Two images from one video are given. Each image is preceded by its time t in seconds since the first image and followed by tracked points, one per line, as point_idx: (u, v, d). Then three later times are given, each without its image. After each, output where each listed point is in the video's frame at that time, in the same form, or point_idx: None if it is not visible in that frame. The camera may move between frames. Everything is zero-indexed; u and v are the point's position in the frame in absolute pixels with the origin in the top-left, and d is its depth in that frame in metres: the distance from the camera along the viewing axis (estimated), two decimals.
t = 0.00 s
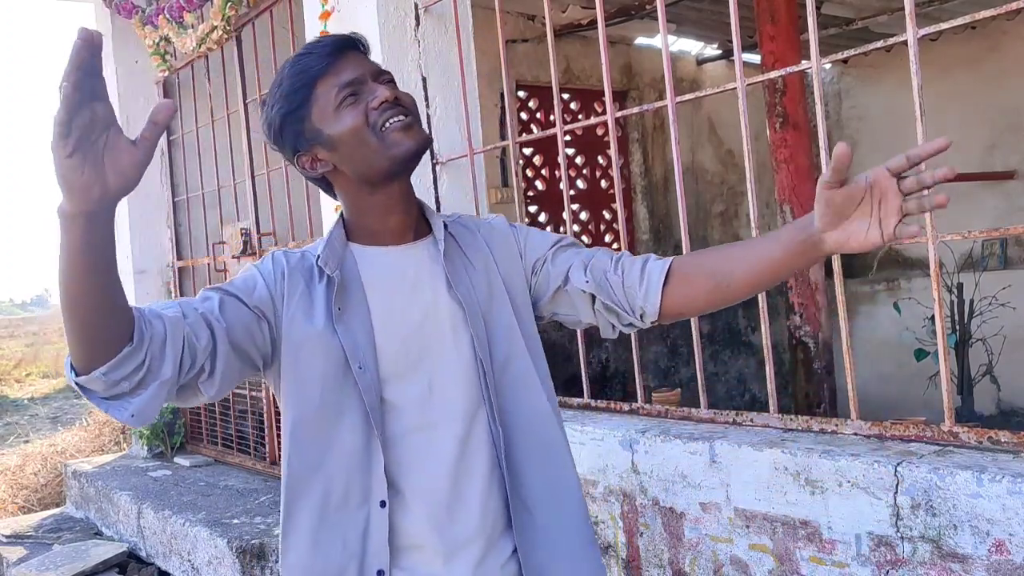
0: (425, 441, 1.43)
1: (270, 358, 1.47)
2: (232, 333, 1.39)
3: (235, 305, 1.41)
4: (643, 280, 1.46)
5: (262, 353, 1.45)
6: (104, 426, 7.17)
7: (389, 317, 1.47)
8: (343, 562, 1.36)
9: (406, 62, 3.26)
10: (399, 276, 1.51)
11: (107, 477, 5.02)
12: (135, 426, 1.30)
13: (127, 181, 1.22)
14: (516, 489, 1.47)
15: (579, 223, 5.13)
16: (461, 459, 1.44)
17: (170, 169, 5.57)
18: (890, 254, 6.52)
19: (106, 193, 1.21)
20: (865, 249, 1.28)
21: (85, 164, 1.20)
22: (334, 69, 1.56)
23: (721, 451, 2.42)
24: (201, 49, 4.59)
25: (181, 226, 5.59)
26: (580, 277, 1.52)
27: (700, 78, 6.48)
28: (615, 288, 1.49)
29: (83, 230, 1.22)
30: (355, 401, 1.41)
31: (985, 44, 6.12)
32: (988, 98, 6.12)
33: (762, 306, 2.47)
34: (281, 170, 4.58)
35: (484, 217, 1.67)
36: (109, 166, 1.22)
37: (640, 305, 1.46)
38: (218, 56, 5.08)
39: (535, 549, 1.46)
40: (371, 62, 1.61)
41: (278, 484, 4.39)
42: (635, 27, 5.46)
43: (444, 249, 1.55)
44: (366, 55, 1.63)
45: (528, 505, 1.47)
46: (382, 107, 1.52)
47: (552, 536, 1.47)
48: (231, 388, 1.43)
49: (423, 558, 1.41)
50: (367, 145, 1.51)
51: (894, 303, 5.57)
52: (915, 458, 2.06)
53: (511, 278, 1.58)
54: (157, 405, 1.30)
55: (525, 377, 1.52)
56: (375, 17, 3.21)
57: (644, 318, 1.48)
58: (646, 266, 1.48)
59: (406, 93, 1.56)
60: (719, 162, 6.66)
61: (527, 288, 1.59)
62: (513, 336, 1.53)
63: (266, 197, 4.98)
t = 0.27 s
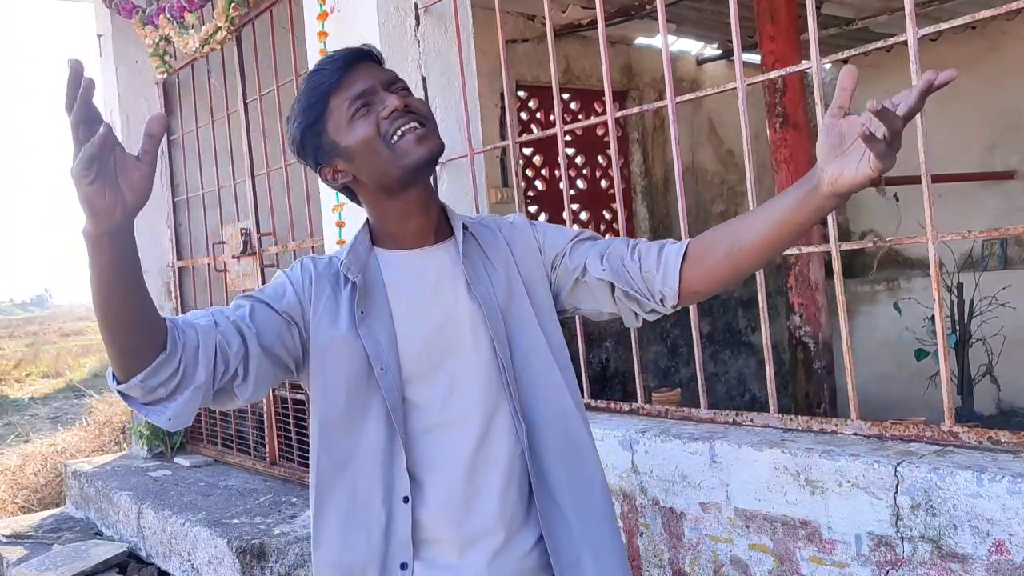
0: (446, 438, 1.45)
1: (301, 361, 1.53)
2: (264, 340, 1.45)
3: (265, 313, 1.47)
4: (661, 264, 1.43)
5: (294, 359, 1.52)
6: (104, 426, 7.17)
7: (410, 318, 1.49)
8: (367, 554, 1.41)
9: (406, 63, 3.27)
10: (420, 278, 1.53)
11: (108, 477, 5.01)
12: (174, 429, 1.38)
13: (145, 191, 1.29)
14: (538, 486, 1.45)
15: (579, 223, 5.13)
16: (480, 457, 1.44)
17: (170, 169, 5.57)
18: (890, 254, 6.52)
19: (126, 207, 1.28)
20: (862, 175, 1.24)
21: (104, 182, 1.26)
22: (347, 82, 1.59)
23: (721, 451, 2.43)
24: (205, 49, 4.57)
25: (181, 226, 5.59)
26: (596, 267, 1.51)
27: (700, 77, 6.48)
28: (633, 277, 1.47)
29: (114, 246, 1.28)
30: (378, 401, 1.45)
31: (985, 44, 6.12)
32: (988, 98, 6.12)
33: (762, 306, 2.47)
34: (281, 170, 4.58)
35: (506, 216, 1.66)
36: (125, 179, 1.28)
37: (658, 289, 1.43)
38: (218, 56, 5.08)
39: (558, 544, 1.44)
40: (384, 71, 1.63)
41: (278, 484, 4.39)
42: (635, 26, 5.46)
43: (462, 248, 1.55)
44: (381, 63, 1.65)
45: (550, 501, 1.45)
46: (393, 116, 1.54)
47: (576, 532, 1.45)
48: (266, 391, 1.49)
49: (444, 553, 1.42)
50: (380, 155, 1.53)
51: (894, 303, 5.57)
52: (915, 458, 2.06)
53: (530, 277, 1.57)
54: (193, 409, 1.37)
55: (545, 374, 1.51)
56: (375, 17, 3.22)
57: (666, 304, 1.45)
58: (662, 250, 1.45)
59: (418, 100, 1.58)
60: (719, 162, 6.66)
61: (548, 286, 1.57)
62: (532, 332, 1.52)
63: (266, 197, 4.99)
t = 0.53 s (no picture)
0: (453, 434, 1.45)
1: (315, 357, 1.55)
2: (276, 332, 1.47)
3: (279, 307, 1.50)
4: (665, 242, 1.43)
5: (306, 354, 1.53)
6: (104, 426, 7.17)
7: (419, 316, 1.50)
8: (372, 547, 1.41)
9: (406, 63, 3.27)
10: (429, 277, 1.54)
11: (108, 477, 5.02)
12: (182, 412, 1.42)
13: (144, 195, 1.33)
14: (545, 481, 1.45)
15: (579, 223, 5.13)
16: (487, 453, 1.44)
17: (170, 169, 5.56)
18: (890, 254, 6.52)
19: (124, 204, 1.32)
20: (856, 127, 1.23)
21: (107, 176, 1.32)
22: (355, 92, 1.59)
23: (721, 451, 2.42)
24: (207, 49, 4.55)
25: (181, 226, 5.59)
26: (602, 252, 1.50)
27: (700, 77, 6.48)
28: (640, 258, 1.46)
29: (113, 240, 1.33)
30: (388, 398, 1.46)
31: (985, 44, 6.12)
32: (988, 98, 6.12)
33: (762, 306, 2.47)
34: (281, 170, 4.58)
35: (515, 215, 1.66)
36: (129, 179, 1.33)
37: (667, 267, 1.43)
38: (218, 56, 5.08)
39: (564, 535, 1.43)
40: (394, 79, 1.63)
41: (278, 484, 4.39)
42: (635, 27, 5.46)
43: (469, 249, 1.55)
44: (390, 71, 1.65)
45: (555, 496, 1.44)
46: (399, 124, 1.54)
47: (582, 526, 1.44)
48: (277, 383, 1.51)
49: (452, 547, 1.43)
50: (386, 163, 1.53)
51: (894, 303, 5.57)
52: (915, 458, 2.06)
53: (538, 277, 1.55)
54: (200, 393, 1.40)
55: (552, 372, 1.50)
56: (375, 17, 3.22)
57: (678, 281, 1.44)
58: (664, 229, 1.45)
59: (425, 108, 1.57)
60: (719, 161, 6.66)
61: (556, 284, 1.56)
62: (538, 329, 1.51)
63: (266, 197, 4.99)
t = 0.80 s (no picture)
0: (456, 429, 1.45)
1: (320, 353, 1.55)
2: (282, 326, 1.47)
3: (287, 301, 1.50)
4: (659, 230, 1.45)
5: (311, 350, 1.53)
6: (104, 426, 7.18)
7: (422, 312, 1.50)
8: (375, 541, 1.41)
9: (406, 62, 3.27)
10: (432, 274, 1.54)
11: (107, 477, 5.01)
12: (187, 401, 1.41)
13: (157, 171, 1.31)
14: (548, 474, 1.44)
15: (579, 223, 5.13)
16: (490, 448, 1.44)
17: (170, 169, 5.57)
18: (890, 254, 6.51)
19: (137, 183, 1.31)
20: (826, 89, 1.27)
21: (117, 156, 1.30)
22: (362, 91, 1.59)
23: (721, 451, 2.42)
24: (199, 48, 4.57)
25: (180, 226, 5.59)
26: (597, 244, 1.51)
27: (700, 77, 6.48)
28: (637, 246, 1.48)
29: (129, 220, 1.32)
30: (392, 393, 1.46)
31: (985, 44, 6.12)
32: (988, 98, 6.12)
33: (762, 306, 2.46)
34: (281, 169, 4.58)
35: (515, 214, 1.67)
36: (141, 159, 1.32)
37: (663, 254, 1.44)
38: (218, 56, 5.08)
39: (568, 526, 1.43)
40: (400, 79, 1.63)
41: (278, 484, 4.38)
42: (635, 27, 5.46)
43: (471, 248, 1.55)
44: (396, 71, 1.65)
45: (558, 491, 1.44)
46: (406, 122, 1.54)
47: (585, 518, 1.44)
48: (282, 376, 1.51)
49: (455, 540, 1.43)
50: (394, 162, 1.53)
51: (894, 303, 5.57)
52: (915, 458, 2.06)
53: (539, 274, 1.55)
54: (207, 382, 1.39)
55: (554, 368, 1.49)
56: (375, 17, 3.22)
57: (676, 266, 1.46)
58: (657, 216, 1.47)
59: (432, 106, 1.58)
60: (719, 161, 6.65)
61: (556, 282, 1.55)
62: (541, 326, 1.51)
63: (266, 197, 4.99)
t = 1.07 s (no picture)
0: (459, 433, 1.45)
1: (320, 359, 1.55)
2: (283, 330, 1.47)
3: (287, 306, 1.50)
4: (655, 225, 1.45)
5: (312, 356, 1.53)
6: (104, 426, 7.18)
7: (424, 318, 1.50)
8: (380, 545, 1.40)
9: (406, 63, 3.27)
10: (432, 279, 1.54)
11: (108, 477, 5.02)
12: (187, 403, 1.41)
13: (156, 180, 1.32)
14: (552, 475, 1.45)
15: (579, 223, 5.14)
16: (493, 451, 1.44)
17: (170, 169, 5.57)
18: (890, 254, 6.51)
19: (136, 191, 1.31)
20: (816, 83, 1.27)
21: (118, 162, 1.31)
22: (360, 99, 1.59)
23: (721, 451, 2.42)
24: (198, 48, 4.57)
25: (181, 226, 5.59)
26: (595, 245, 1.51)
27: (700, 77, 6.48)
28: (634, 242, 1.48)
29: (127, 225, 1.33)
30: (394, 399, 1.46)
31: (985, 44, 6.12)
32: (988, 98, 6.12)
33: (762, 306, 2.46)
34: (281, 170, 4.58)
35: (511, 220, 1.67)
36: (139, 169, 1.32)
37: (660, 249, 1.44)
38: (218, 56, 5.08)
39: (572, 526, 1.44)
40: (397, 88, 1.63)
41: (278, 484, 4.39)
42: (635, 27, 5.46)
43: (470, 254, 1.55)
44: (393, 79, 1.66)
45: (562, 492, 1.44)
46: (401, 129, 1.54)
47: (589, 517, 1.45)
48: (282, 381, 1.50)
49: (460, 543, 1.42)
50: (389, 169, 1.53)
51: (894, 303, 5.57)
52: (915, 458, 2.06)
53: (537, 278, 1.56)
54: (207, 384, 1.39)
55: (555, 371, 1.49)
56: (375, 17, 3.22)
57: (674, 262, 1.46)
58: (652, 213, 1.47)
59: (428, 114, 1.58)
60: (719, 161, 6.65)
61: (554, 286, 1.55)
62: (541, 329, 1.51)
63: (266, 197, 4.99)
